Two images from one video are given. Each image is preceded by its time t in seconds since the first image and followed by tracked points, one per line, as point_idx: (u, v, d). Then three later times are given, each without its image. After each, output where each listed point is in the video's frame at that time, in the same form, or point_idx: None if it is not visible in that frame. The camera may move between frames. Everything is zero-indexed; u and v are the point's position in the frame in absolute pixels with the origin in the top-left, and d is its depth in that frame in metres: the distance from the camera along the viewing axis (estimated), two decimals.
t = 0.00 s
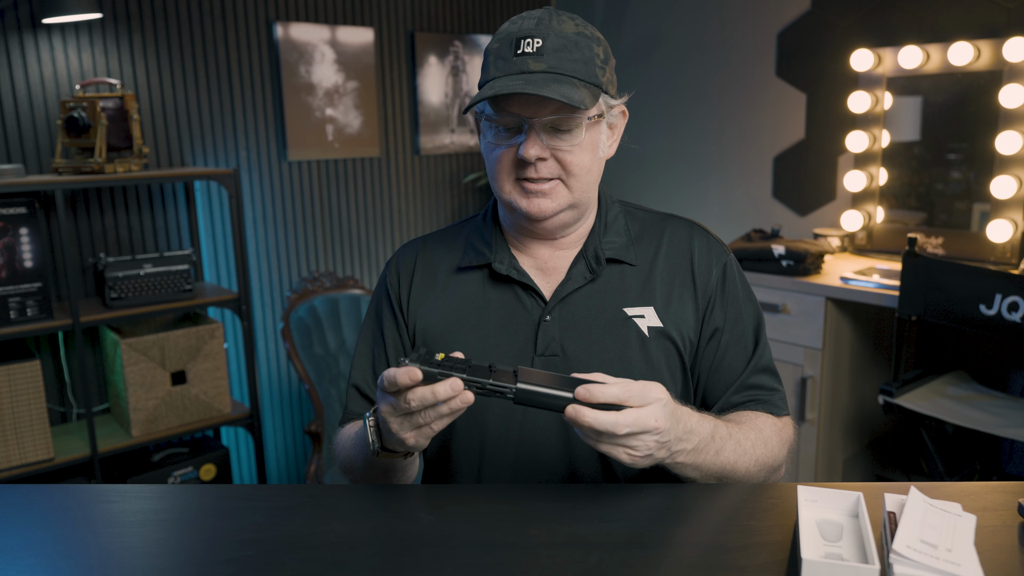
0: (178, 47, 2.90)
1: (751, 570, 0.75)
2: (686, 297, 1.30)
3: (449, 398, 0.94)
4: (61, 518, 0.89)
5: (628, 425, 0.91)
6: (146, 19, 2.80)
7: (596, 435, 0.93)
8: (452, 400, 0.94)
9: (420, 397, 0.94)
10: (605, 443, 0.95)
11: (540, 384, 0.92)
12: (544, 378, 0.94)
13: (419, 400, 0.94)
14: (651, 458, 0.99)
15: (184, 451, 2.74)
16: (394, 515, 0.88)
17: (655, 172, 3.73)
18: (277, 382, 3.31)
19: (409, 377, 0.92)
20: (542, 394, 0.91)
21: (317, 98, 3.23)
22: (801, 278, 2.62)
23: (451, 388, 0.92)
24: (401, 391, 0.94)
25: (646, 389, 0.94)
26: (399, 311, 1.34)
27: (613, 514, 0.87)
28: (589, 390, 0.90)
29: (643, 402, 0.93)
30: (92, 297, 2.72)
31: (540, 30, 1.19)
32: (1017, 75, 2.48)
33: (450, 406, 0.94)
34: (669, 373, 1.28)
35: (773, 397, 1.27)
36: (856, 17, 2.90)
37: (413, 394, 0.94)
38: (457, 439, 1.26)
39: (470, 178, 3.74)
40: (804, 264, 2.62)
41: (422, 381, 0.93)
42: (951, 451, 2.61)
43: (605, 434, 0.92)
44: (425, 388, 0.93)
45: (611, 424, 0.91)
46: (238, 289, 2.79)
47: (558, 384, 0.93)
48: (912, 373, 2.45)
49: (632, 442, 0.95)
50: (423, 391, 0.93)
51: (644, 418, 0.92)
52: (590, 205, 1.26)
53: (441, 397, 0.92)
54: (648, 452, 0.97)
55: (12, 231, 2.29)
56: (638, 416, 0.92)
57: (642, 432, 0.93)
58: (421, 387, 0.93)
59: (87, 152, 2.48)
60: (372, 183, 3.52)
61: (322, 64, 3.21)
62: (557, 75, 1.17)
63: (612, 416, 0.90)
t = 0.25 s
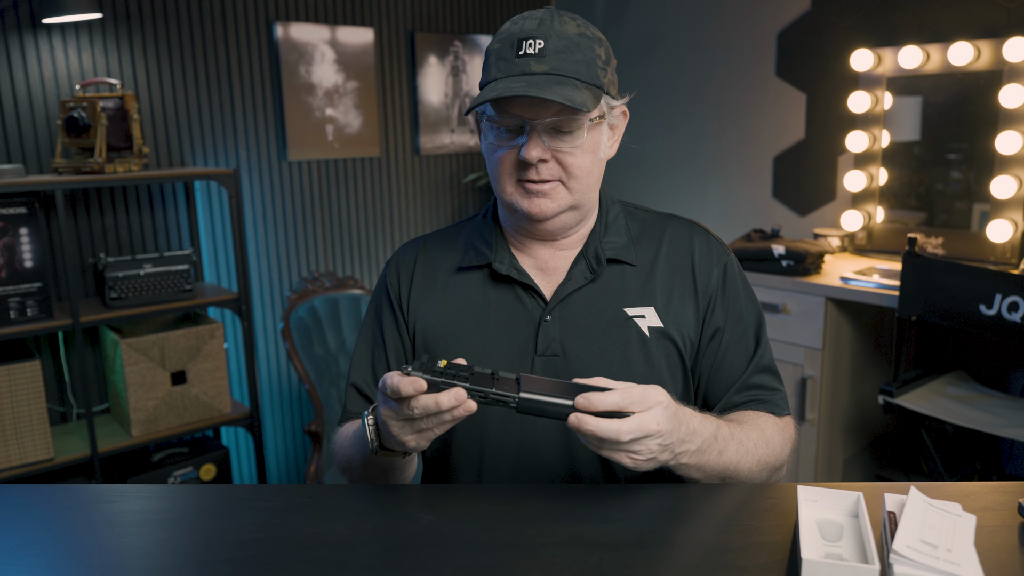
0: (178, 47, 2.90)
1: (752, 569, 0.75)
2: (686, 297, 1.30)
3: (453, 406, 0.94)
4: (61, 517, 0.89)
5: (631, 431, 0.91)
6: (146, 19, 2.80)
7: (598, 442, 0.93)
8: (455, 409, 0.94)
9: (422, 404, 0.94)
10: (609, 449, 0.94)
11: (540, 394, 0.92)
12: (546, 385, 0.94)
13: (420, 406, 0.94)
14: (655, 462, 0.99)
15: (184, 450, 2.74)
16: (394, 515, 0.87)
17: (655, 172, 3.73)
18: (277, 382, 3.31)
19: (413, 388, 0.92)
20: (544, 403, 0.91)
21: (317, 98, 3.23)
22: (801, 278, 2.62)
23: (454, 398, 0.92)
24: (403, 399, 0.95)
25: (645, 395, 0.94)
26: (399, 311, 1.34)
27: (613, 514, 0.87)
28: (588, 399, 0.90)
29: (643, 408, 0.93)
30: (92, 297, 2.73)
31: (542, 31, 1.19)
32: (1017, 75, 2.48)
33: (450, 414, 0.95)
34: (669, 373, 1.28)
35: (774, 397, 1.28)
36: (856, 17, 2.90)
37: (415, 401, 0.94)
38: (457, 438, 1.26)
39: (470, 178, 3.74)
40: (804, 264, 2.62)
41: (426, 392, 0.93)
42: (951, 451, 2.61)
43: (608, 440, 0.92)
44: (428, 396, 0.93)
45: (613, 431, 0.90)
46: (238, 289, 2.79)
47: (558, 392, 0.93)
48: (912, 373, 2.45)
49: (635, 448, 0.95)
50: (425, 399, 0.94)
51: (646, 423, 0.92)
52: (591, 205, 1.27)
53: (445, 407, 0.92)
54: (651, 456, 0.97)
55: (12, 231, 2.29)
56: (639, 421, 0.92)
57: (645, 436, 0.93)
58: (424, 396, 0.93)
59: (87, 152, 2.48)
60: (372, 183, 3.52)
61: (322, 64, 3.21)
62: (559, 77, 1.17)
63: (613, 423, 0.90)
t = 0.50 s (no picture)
0: (178, 47, 2.90)
1: (752, 570, 0.75)
2: (686, 297, 1.30)
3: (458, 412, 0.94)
4: (61, 518, 0.89)
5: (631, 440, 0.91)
6: (145, 19, 2.80)
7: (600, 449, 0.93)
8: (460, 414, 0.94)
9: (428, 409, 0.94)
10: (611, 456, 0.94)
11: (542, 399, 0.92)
12: (543, 389, 0.93)
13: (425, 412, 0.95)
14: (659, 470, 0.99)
15: (184, 451, 2.74)
16: (394, 515, 0.87)
17: (655, 172, 3.73)
18: (277, 383, 3.31)
19: (419, 394, 0.93)
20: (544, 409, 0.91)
21: (317, 98, 3.23)
22: (801, 278, 2.62)
23: (459, 404, 0.92)
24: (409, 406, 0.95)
25: (647, 403, 0.94)
26: (399, 311, 1.34)
27: (612, 514, 0.87)
28: (588, 407, 0.90)
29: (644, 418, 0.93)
30: (92, 297, 2.73)
31: (547, 33, 1.19)
32: (1017, 75, 2.48)
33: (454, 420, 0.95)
34: (669, 373, 1.28)
35: (774, 397, 1.28)
36: (856, 17, 2.90)
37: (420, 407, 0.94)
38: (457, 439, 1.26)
39: (470, 178, 3.74)
40: (804, 264, 2.62)
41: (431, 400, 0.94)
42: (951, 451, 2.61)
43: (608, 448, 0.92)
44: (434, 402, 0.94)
45: (613, 439, 0.90)
46: (238, 289, 2.79)
47: (559, 399, 0.93)
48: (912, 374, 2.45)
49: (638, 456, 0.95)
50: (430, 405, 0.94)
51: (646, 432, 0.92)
52: (593, 207, 1.27)
53: (450, 412, 0.93)
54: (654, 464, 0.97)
55: (11, 231, 2.29)
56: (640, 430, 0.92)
57: (647, 445, 0.93)
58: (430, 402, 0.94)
59: (87, 152, 2.48)
60: (372, 183, 3.52)
61: (322, 64, 3.21)
62: (566, 80, 1.17)
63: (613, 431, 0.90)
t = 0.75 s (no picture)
0: (178, 47, 2.90)
1: (752, 570, 0.75)
2: (686, 297, 1.30)
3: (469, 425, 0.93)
4: (60, 518, 0.89)
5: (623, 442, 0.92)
6: (146, 19, 2.80)
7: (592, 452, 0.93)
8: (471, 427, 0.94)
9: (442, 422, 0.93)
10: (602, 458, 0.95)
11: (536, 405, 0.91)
12: (534, 395, 0.93)
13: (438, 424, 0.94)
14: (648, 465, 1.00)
15: (184, 451, 2.74)
16: (394, 515, 0.87)
17: (655, 172, 3.73)
18: (277, 382, 3.31)
19: (431, 407, 0.92)
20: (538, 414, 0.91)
21: (317, 98, 3.23)
22: (801, 278, 2.62)
23: (473, 416, 0.92)
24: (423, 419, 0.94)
25: (636, 403, 0.94)
26: (400, 311, 1.34)
27: (612, 514, 0.87)
28: (579, 412, 0.90)
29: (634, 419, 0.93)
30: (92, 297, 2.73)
31: (549, 34, 1.18)
32: (1017, 75, 2.48)
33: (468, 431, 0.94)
34: (669, 373, 1.28)
35: (774, 397, 1.28)
36: (856, 17, 2.90)
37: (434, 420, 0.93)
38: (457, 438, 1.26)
39: (470, 178, 3.74)
40: (804, 264, 2.62)
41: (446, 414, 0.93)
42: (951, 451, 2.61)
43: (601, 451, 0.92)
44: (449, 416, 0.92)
45: (606, 442, 0.91)
46: (238, 289, 2.79)
47: (551, 402, 0.93)
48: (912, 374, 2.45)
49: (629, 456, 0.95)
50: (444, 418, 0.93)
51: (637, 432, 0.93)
52: (594, 206, 1.27)
53: (463, 424, 0.92)
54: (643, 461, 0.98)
55: (12, 231, 2.29)
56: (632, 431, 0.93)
57: (637, 445, 0.94)
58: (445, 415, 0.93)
59: (87, 152, 2.48)
60: (372, 183, 3.51)
61: (322, 64, 3.21)
62: (569, 81, 1.17)
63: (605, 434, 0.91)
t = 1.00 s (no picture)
0: (178, 47, 2.90)
1: (752, 570, 0.75)
2: (686, 296, 1.31)
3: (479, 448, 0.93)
4: (60, 517, 0.89)
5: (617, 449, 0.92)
6: (146, 19, 2.80)
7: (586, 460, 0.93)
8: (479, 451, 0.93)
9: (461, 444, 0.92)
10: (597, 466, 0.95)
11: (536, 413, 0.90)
12: (531, 399, 0.92)
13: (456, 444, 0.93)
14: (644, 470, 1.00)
15: (184, 450, 2.74)
16: (394, 515, 0.87)
17: (655, 172, 3.73)
18: (277, 382, 3.32)
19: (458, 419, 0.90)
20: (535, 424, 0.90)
21: (317, 98, 3.23)
22: (801, 278, 2.62)
23: (479, 444, 0.91)
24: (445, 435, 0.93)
25: (627, 410, 0.94)
26: (401, 311, 1.34)
27: (612, 514, 0.87)
28: (577, 428, 0.90)
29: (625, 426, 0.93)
30: (92, 297, 2.73)
31: (548, 34, 1.19)
32: (1017, 75, 2.49)
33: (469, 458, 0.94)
34: (669, 372, 1.28)
35: (773, 396, 1.27)
36: (856, 17, 2.90)
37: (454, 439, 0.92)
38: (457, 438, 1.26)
39: (470, 178, 3.74)
40: (804, 264, 2.62)
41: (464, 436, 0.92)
42: (951, 451, 2.61)
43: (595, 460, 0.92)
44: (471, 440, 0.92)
45: (599, 452, 0.91)
46: (238, 289, 2.79)
47: (549, 408, 0.91)
48: (912, 374, 2.45)
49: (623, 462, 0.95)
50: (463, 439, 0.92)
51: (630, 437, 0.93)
52: (594, 207, 1.27)
53: (468, 446, 0.92)
54: (639, 465, 0.98)
55: (12, 231, 2.29)
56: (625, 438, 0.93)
57: (631, 450, 0.94)
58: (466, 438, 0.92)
59: (87, 152, 2.48)
60: (372, 183, 3.52)
61: (322, 64, 3.21)
62: (568, 81, 1.17)
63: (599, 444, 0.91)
